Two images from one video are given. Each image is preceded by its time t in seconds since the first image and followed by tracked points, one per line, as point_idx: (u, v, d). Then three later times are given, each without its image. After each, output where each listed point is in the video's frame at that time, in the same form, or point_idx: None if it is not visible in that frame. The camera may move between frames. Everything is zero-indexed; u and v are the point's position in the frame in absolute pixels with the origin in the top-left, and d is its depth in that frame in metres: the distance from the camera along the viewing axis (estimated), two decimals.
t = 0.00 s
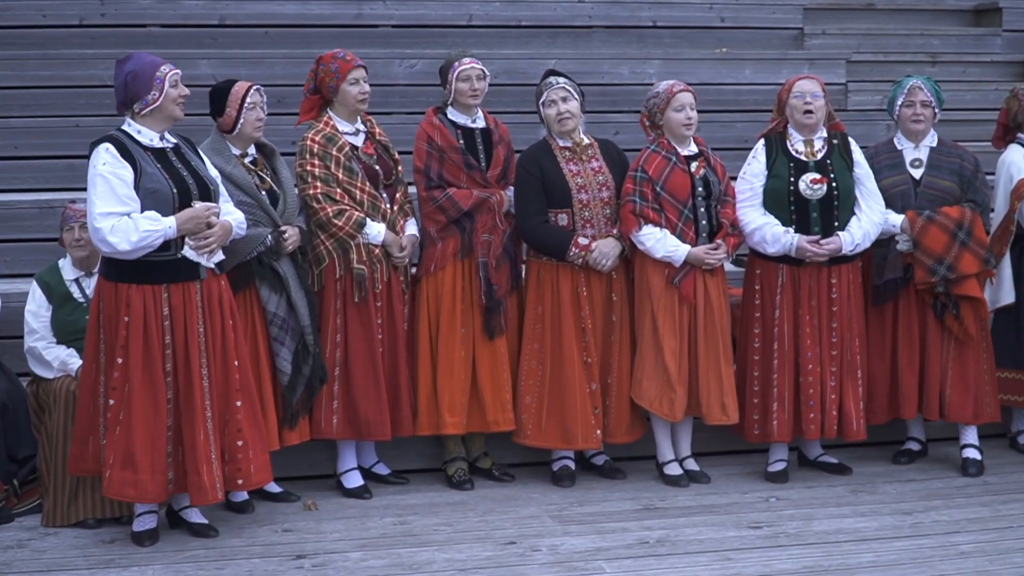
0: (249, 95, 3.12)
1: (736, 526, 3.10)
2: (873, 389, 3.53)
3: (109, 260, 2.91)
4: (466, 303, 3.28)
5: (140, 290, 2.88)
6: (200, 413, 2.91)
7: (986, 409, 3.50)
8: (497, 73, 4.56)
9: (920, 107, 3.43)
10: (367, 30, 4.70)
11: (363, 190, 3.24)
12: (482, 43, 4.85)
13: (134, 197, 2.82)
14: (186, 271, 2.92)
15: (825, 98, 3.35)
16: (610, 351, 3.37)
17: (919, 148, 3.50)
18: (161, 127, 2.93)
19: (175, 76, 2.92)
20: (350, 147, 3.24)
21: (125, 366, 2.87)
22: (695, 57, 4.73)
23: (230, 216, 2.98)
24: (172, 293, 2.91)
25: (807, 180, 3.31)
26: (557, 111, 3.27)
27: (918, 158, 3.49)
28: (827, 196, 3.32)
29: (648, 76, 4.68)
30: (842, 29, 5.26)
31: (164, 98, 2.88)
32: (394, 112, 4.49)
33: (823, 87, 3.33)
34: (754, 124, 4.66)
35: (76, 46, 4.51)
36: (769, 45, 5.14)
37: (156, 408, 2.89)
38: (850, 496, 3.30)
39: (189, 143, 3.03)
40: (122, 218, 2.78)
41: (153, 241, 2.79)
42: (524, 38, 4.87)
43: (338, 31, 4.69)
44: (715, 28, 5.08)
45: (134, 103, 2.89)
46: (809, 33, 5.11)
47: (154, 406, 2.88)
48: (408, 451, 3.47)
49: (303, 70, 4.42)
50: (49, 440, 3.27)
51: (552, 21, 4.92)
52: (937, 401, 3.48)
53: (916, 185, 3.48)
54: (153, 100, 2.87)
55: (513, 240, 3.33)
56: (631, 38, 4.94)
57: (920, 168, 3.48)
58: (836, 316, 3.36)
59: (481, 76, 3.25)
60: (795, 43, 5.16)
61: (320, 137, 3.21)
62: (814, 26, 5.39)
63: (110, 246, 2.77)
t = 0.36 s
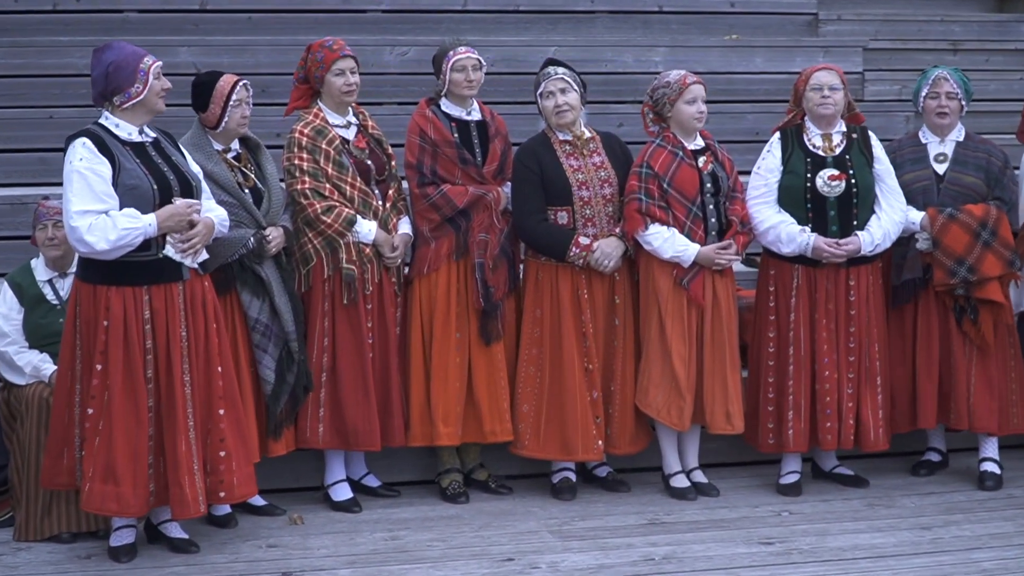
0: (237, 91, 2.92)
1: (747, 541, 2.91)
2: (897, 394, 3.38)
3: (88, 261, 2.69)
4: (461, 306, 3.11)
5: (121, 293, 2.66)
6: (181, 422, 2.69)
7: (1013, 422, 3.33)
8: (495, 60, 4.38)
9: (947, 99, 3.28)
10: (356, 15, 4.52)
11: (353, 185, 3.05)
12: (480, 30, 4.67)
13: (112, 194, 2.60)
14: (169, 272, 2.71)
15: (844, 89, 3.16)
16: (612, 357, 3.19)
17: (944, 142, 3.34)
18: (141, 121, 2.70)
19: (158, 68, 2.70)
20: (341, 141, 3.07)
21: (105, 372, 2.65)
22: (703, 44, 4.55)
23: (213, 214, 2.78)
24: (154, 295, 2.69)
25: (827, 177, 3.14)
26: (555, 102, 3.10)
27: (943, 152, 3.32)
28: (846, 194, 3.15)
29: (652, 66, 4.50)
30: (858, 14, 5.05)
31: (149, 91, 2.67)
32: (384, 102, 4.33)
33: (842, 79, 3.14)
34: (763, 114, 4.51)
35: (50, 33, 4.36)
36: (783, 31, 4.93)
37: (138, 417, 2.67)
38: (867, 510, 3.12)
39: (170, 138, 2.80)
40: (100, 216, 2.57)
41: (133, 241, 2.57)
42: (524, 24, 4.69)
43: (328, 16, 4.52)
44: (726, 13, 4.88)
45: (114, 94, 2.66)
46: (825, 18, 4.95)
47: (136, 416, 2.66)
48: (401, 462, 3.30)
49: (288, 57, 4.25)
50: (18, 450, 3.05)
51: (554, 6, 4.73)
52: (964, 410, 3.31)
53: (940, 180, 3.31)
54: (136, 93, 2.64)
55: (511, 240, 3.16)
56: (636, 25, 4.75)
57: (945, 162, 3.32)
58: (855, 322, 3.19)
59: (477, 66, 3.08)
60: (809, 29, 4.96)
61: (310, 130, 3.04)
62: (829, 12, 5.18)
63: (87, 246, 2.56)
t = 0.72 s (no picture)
0: (227, 89, 2.81)
1: (752, 551, 2.80)
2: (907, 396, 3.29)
3: (68, 261, 2.58)
4: (455, 308, 3.01)
5: (103, 295, 2.55)
6: (169, 427, 2.57)
7: None
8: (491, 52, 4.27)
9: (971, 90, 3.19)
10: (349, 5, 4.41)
11: (345, 182, 2.96)
12: (477, 21, 4.56)
13: (93, 191, 2.49)
14: (152, 271, 2.59)
15: (860, 88, 3.06)
16: (611, 360, 3.09)
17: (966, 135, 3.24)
18: (123, 117, 2.59)
19: (142, 63, 2.59)
20: (333, 136, 2.97)
21: (88, 377, 2.53)
22: (708, 35, 4.44)
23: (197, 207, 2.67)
24: (139, 296, 2.57)
25: (839, 178, 3.05)
26: (552, 96, 3.00)
27: (965, 146, 3.23)
28: (858, 195, 3.06)
29: (653, 59, 4.39)
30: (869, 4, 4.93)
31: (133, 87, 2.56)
32: (377, 95, 4.22)
33: (859, 80, 3.03)
34: (770, 108, 4.41)
35: (32, 24, 4.24)
36: (790, 22, 4.81)
37: (123, 424, 2.55)
38: (876, 520, 3.01)
39: (152, 134, 2.69)
40: (80, 214, 2.46)
41: (114, 237, 2.47)
42: (522, 17, 4.58)
43: (321, 7, 4.40)
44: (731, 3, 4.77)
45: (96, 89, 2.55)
46: (833, 9, 4.82)
47: (121, 422, 2.54)
48: (395, 469, 3.20)
49: (277, 49, 4.14)
50: None
51: None
52: (971, 413, 3.22)
53: (959, 175, 3.23)
54: (119, 89, 2.54)
55: (507, 238, 3.06)
56: (638, 16, 4.64)
57: (967, 156, 3.22)
58: (865, 325, 3.09)
59: (470, 59, 2.98)
60: (817, 20, 4.84)
61: (300, 125, 2.93)
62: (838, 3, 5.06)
63: (67, 246, 2.45)
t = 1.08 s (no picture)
0: (223, 91, 2.79)
1: (749, 552, 2.79)
2: (911, 400, 3.26)
3: (60, 262, 2.57)
4: (450, 309, 3.00)
5: (95, 296, 2.53)
6: (163, 428, 2.55)
7: None
8: (486, 51, 4.26)
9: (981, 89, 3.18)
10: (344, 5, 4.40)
11: (340, 183, 2.94)
12: (474, 20, 4.54)
13: (83, 191, 2.48)
14: (144, 269, 2.57)
15: (859, 92, 3.04)
16: (607, 360, 3.08)
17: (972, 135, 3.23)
18: (115, 118, 2.58)
19: (135, 64, 2.58)
20: (328, 136, 2.95)
21: (80, 379, 2.52)
22: (705, 34, 4.42)
23: (192, 207, 2.65)
24: (131, 297, 2.56)
25: (834, 180, 3.05)
26: (549, 95, 2.99)
27: (971, 146, 3.21)
28: (854, 198, 3.05)
29: (651, 57, 4.38)
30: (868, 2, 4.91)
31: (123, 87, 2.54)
32: (372, 95, 4.21)
33: (858, 84, 3.01)
34: (767, 107, 4.41)
35: (27, 23, 4.23)
36: (788, 20, 4.80)
37: (116, 426, 2.54)
38: (873, 521, 3.00)
39: (146, 134, 2.69)
40: (69, 214, 2.44)
41: (103, 238, 2.45)
42: (518, 16, 4.57)
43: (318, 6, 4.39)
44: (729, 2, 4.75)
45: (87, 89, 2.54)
46: (831, 7, 4.80)
47: (113, 424, 2.53)
48: (392, 471, 3.19)
49: (273, 48, 4.13)
50: None
51: None
52: (982, 417, 3.20)
53: (965, 176, 3.21)
54: (110, 90, 2.52)
55: (502, 237, 3.05)
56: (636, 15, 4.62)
57: (973, 157, 3.21)
58: (859, 327, 3.08)
59: (464, 59, 2.97)
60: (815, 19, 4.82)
61: (295, 125, 2.92)
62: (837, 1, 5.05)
63: (56, 246, 2.43)
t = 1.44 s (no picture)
0: (221, 88, 2.80)
1: (741, 552, 2.79)
2: (914, 399, 3.27)
3: (53, 262, 2.58)
4: (445, 310, 3.00)
5: (89, 296, 2.54)
6: (154, 428, 2.56)
7: None
8: (481, 51, 4.27)
9: (975, 91, 3.18)
10: (339, 5, 4.41)
11: (335, 184, 2.95)
12: (468, 21, 4.55)
13: (76, 192, 2.48)
14: (137, 270, 2.58)
15: (836, 96, 3.06)
16: (602, 361, 3.09)
17: (966, 137, 3.23)
18: (107, 118, 2.58)
19: (126, 65, 2.58)
20: (322, 137, 2.96)
21: (72, 379, 2.53)
22: (698, 35, 4.43)
23: (185, 207, 2.66)
24: (125, 298, 2.56)
25: (816, 182, 3.07)
26: (555, 96, 2.99)
27: (967, 147, 3.22)
28: (836, 199, 3.07)
29: (644, 58, 4.39)
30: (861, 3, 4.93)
31: (115, 87, 2.55)
32: (366, 95, 4.22)
33: (835, 90, 3.03)
34: (761, 108, 4.42)
35: (19, 23, 4.22)
36: (781, 20, 4.81)
37: (109, 426, 2.54)
38: (865, 521, 3.01)
39: (140, 136, 2.69)
40: (61, 215, 2.45)
41: (96, 238, 2.45)
42: (512, 17, 4.58)
43: (311, 6, 4.39)
44: (722, 2, 4.76)
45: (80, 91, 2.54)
46: (824, 8, 4.81)
47: (106, 424, 2.53)
48: (386, 470, 3.20)
49: (267, 49, 4.14)
50: None
51: None
52: (992, 418, 3.21)
53: (967, 177, 3.21)
54: (103, 91, 2.53)
55: (495, 237, 3.06)
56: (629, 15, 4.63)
57: (970, 158, 3.21)
58: (847, 327, 3.10)
59: (455, 59, 2.98)
60: (807, 19, 4.83)
61: (289, 126, 2.92)
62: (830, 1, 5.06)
63: (49, 246, 2.44)
